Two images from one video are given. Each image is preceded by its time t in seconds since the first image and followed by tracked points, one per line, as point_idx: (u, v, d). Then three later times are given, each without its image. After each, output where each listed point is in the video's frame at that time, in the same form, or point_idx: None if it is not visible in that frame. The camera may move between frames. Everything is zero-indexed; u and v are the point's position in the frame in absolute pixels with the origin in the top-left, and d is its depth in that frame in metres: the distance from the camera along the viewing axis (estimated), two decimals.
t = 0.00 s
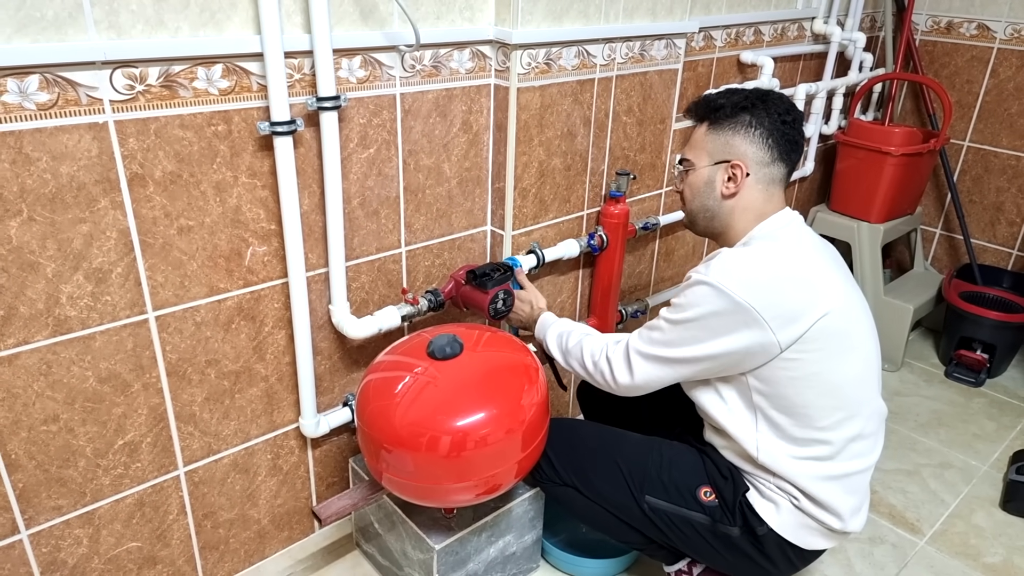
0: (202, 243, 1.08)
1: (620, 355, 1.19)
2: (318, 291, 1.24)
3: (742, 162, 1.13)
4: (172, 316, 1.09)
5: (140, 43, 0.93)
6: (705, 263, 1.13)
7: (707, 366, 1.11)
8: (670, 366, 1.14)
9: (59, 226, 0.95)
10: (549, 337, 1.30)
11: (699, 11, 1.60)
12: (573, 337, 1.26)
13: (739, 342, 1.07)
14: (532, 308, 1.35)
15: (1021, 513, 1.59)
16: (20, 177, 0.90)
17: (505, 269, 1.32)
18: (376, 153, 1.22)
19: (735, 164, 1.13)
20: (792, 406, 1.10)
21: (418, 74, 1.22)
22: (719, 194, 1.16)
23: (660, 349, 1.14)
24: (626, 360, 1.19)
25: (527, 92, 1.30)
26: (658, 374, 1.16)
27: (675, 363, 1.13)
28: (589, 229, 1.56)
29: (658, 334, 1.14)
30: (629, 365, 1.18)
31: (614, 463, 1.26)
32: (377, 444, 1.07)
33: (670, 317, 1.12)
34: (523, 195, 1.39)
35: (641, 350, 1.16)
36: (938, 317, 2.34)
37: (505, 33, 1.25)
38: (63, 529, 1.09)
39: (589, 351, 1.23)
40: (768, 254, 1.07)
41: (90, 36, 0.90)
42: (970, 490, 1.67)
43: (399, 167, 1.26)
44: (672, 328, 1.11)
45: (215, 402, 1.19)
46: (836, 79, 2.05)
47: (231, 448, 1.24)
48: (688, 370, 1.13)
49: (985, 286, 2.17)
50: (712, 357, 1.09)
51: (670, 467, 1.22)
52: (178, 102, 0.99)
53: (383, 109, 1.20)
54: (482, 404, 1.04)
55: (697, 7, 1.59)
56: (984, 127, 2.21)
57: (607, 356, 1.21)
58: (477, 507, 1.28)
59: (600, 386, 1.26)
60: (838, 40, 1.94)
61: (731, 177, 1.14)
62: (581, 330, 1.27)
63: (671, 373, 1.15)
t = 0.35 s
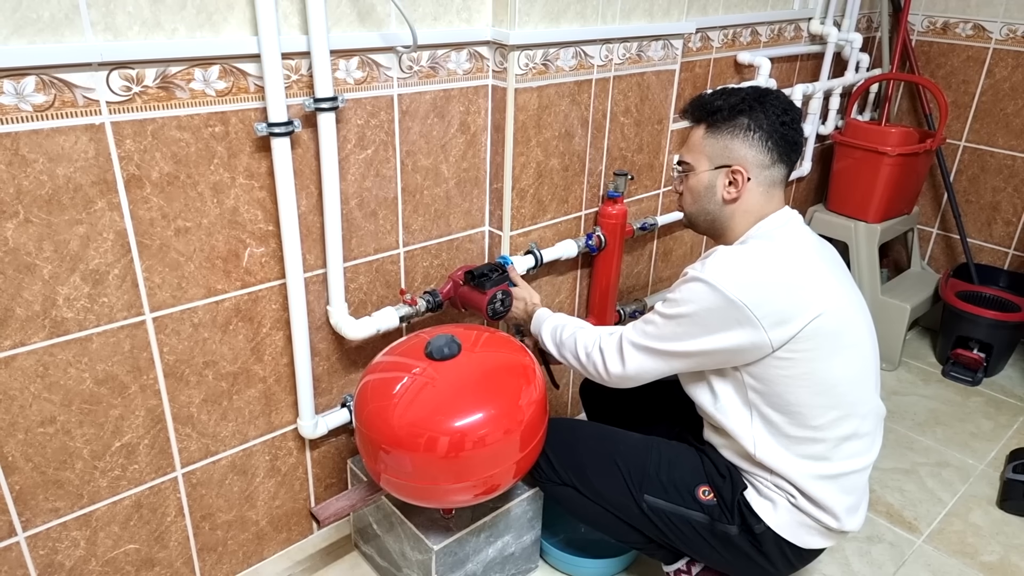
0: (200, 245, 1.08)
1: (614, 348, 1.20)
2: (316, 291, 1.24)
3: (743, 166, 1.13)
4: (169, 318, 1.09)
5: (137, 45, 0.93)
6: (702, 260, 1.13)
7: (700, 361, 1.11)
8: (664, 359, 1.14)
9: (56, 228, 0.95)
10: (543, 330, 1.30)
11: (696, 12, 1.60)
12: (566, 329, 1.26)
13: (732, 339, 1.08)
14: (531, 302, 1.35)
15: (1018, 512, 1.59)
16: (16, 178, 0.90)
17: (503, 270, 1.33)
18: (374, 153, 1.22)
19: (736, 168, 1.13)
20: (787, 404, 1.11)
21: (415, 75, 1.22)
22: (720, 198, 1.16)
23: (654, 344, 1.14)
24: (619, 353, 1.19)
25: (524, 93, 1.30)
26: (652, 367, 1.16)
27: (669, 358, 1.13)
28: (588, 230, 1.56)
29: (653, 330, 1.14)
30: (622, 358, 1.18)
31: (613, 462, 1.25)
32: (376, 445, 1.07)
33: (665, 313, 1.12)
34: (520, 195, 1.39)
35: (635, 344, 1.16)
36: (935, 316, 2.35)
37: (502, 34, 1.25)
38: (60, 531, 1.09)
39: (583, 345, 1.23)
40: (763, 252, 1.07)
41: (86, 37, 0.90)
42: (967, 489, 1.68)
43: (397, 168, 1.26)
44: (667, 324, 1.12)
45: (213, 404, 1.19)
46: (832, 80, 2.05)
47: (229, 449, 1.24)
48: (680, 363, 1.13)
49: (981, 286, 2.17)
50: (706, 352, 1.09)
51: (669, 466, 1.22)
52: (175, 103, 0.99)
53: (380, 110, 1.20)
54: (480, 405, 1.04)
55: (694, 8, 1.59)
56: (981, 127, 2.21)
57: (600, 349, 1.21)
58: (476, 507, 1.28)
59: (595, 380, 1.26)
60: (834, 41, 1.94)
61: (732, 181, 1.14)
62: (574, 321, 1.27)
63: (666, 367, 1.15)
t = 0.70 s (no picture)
0: (197, 247, 1.08)
1: (604, 365, 1.20)
2: (314, 293, 1.24)
3: (728, 183, 1.11)
4: (166, 321, 1.09)
5: (134, 48, 0.93)
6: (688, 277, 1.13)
7: (689, 376, 1.11)
8: (654, 375, 1.14)
9: (53, 231, 0.95)
10: (533, 343, 1.30)
11: (693, 13, 1.60)
12: (557, 347, 1.26)
13: (718, 355, 1.08)
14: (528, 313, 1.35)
15: (1016, 512, 1.60)
16: (13, 182, 0.90)
17: (501, 271, 1.33)
18: (371, 156, 1.22)
19: (720, 186, 1.11)
20: (782, 411, 1.10)
21: (413, 77, 1.22)
22: (706, 214, 1.15)
23: (643, 361, 1.14)
24: (608, 370, 1.19)
25: (522, 95, 1.30)
26: (643, 384, 1.16)
27: (659, 375, 1.14)
28: (585, 231, 1.56)
29: (642, 347, 1.14)
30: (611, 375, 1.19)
31: (622, 464, 1.25)
32: (373, 447, 1.07)
33: (653, 331, 1.12)
34: (518, 197, 1.39)
35: (624, 361, 1.16)
36: (933, 316, 2.36)
37: (499, 35, 1.25)
38: (58, 535, 1.09)
39: (574, 363, 1.23)
40: (748, 264, 1.07)
41: (83, 41, 0.90)
42: (965, 489, 1.68)
43: (395, 170, 1.26)
44: (655, 342, 1.12)
45: (211, 407, 1.19)
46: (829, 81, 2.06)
47: (227, 452, 1.24)
48: (669, 379, 1.14)
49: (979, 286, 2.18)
50: (692, 369, 1.10)
51: (677, 470, 1.22)
52: (172, 106, 0.99)
53: (378, 112, 1.20)
54: (477, 407, 1.04)
55: (691, 10, 1.59)
56: (977, 127, 2.22)
57: (591, 367, 1.21)
58: (474, 509, 1.28)
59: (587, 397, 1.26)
60: (831, 42, 1.94)
61: (718, 198, 1.12)
62: (564, 340, 1.27)
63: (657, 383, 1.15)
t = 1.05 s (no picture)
0: (193, 249, 1.07)
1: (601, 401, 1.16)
2: (311, 295, 1.23)
3: (690, 212, 1.10)
4: (163, 322, 1.09)
5: (129, 48, 0.92)
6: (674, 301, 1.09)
7: (686, 408, 1.07)
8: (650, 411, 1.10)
9: (48, 233, 0.95)
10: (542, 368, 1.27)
11: (689, 14, 1.60)
12: (560, 377, 1.23)
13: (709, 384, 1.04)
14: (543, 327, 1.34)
15: (1014, 512, 1.60)
16: (8, 183, 0.90)
17: (499, 272, 1.33)
18: (368, 157, 1.21)
19: (683, 214, 1.10)
20: (776, 427, 1.08)
21: (410, 78, 1.21)
22: (676, 242, 1.14)
23: (636, 395, 1.10)
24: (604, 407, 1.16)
25: (519, 96, 1.30)
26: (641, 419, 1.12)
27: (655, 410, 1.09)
28: (584, 232, 1.56)
29: (634, 379, 1.10)
30: (607, 413, 1.15)
31: (630, 477, 1.24)
32: (371, 449, 1.06)
33: (643, 361, 1.08)
34: (516, 198, 1.39)
35: (617, 396, 1.13)
36: (931, 317, 2.36)
37: (497, 36, 1.25)
38: (54, 538, 1.09)
39: (575, 396, 1.20)
40: (732, 284, 1.04)
41: (78, 42, 0.90)
42: (963, 490, 1.68)
43: (392, 171, 1.25)
44: (644, 373, 1.08)
45: (208, 408, 1.18)
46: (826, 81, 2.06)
47: (224, 454, 1.23)
48: (665, 414, 1.09)
49: (976, 286, 2.18)
50: (687, 399, 1.05)
51: (686, 482, 1.21)
52: (169, 107, 0.99)
53: (375, 113, 1.19)
54: (476, 408, 1.04)
55: (688, 10, 1.59)
56: (974, 128, 2.22)
57: (590, 404, 1.17)
58: (472, 511, 1.28)
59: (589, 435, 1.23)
60: (829, 43, 1.94)
61: (684, 227, 1.12)
62: (567, 368, 1.24)
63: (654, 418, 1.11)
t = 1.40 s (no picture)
0: (192, 250, 1.07)
1: (606, 441, 1.12)
2: (310, 296, 1.23)
3: (665, 232, 1.09)
4: (162, 324, 1.08)
5: (127, 50, 0.92)
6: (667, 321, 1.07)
7: (690, 433, 1.04)
8: (655, 444, 1.06)
9: (46, 235, 0.94)
10: (560, 396, 1.24)
11: (688, 15, 1.60)
12: (573, 411, 1.19)
13: (710, 402, 1.02)
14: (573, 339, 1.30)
15: (1014, 513, 1.59)
16: (6, 185, 0.90)
17: (498, 274, 1.33)
18: (367, 158, 1.21)
19: (660, 234, 1.10)
20: (772, 439, 1.07)
21: (408, 79, 1.21)
22: (658, 259, 1.14)
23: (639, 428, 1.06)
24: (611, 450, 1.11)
25: (518, 97, 1.30)
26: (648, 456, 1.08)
27: (659, 441, 1.06)
28: (582, 233, 1.56)
29: (634, 413, 1.07)
30: (614, 457, 1.11)
31: (631, 497, 1.21)
32: (369, 451, 1.06)
33: (641, 391, 1.05)
34: (514, 199, 1.39)
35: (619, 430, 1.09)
36: (930, 317, 2.36)
37: (495, 37, 1.25)
38: (53, 540, 1.08)
39: (587, 436, 1.15)
40: (724, 297, 1.03)
41: (76, 43, 0.90)
42: (963, 490, 1.68)
43: (391, 172, 1.25)
44: (645, 407, 1.04)
45: (207, 410, 1.18)
46: (825, 82, 2.05)
47: (223, 456, 1.23)
48: (671, 444, 1.06)
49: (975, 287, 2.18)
50: (690, 422, 1.03)
51: (688, 498, 1.19)
52: (166, 109, 0.99)
53: (373, 114, 1.19)
54: (475, 410, 1.04)
55: (686, 11, 1.59)
56: (974, 128, 2.22)
57: (600, 449, 1.13)
58: (471, 513, 1.28)
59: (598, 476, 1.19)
60: (828, 43, 1.94)
61: (662, 246, 1.11)
62: (581, 400, 1.19)
63: (659, 450, 1.07)
